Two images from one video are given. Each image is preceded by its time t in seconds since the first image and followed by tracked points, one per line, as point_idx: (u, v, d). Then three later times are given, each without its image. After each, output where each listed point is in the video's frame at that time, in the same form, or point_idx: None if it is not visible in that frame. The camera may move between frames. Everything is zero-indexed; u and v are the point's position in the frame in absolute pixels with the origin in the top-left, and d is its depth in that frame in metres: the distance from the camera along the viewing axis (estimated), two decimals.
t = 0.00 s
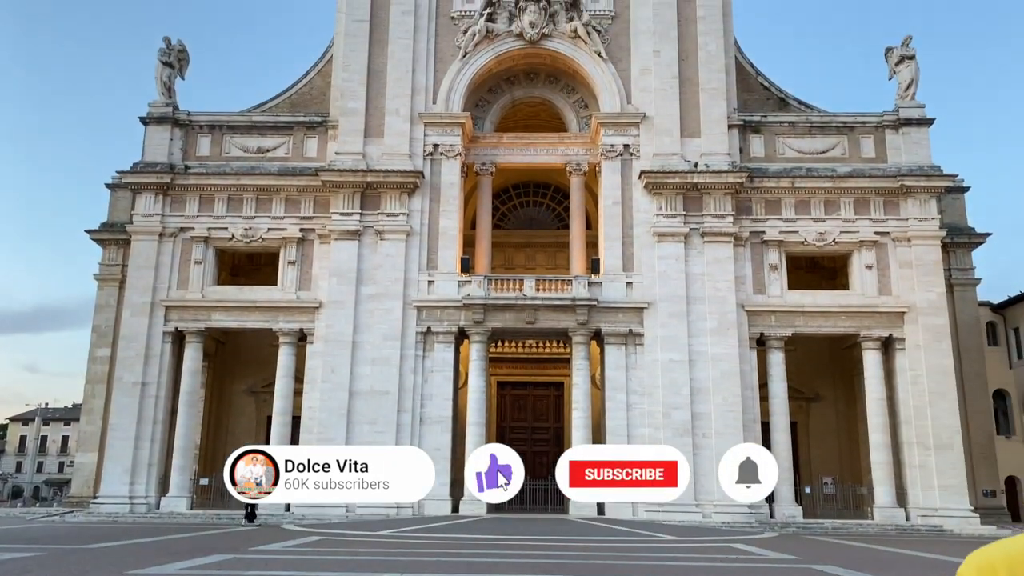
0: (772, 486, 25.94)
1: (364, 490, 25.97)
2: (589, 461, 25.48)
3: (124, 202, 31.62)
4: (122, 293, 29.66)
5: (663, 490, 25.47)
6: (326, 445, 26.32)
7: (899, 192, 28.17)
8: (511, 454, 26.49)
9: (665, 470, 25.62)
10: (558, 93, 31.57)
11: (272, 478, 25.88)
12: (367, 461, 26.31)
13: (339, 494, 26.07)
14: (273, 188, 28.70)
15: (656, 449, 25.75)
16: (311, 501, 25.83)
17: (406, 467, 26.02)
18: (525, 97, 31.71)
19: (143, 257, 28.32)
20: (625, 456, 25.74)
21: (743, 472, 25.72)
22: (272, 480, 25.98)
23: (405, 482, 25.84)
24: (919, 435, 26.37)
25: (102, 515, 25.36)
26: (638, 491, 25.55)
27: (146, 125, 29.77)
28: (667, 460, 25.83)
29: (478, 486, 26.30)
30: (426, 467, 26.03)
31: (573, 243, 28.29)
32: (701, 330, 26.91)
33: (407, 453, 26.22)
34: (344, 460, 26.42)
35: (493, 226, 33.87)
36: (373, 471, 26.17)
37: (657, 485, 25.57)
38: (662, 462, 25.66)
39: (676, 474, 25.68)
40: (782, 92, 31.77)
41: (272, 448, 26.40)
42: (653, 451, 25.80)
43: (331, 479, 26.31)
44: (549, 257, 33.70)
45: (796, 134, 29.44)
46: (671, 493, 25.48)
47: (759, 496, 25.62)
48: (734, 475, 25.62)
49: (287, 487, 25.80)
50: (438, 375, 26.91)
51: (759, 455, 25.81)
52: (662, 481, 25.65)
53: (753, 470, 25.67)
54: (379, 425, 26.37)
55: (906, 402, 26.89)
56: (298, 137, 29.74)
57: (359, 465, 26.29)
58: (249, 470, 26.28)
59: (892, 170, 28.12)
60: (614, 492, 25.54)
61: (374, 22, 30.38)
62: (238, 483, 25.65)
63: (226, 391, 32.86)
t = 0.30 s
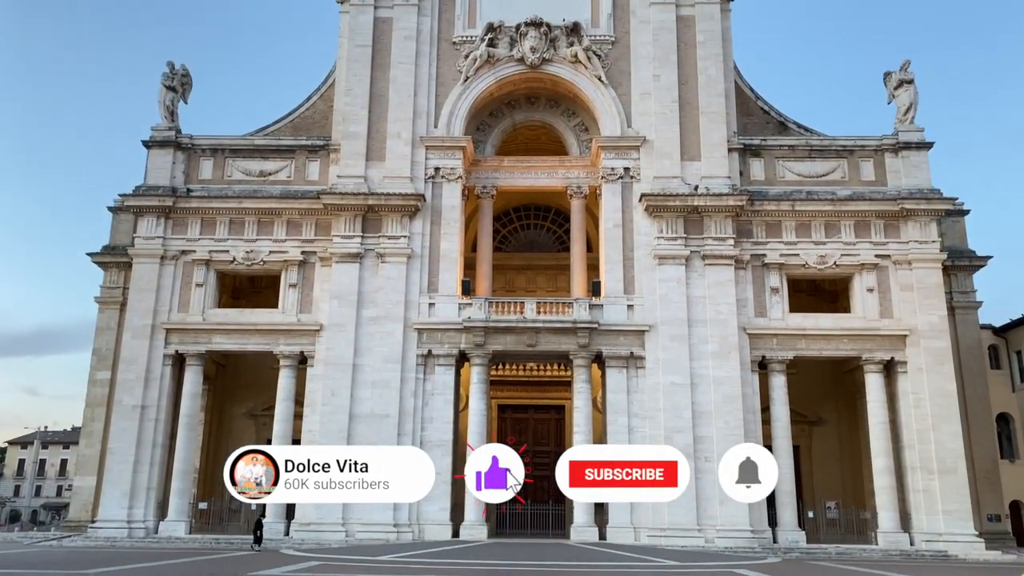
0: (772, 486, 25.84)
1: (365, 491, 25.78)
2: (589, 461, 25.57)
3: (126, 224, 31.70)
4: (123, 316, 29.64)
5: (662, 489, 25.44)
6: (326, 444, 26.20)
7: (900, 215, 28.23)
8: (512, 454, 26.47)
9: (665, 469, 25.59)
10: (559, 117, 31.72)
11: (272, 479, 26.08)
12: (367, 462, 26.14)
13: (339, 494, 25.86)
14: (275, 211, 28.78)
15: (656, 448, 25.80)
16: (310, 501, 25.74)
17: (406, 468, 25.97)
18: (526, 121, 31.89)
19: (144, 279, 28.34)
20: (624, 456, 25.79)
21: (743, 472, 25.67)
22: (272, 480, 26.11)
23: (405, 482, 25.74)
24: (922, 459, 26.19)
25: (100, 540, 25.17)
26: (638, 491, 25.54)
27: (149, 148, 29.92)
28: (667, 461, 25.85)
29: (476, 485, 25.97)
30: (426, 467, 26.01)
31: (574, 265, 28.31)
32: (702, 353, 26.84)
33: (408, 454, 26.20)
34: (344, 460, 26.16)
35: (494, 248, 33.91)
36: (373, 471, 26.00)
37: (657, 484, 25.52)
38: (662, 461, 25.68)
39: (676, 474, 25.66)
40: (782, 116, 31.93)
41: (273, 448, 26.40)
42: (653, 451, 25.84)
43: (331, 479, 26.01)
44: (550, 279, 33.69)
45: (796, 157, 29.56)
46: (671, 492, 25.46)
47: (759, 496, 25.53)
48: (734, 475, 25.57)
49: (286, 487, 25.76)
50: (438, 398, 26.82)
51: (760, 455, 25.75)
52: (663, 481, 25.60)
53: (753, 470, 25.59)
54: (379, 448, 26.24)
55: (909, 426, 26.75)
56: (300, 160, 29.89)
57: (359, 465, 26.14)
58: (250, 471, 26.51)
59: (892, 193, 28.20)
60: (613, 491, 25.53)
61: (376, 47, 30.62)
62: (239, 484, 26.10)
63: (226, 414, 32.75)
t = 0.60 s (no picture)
0: (772, 485, 25.87)
1: (365, 491, 25.88)
2: (589, 460, 25.39)
3: (128, 246, 31.80)
4: (124, 339, 29.61)
5: (663, 488, 25.49)
6: (326, 444, 26.12)
7: (900, 238, 28.29)
8: (512, 455, 26.37)
9: (664, 470, 25.69)
10: (559, 140, 31.88)
11: (271, 478, 25.86)
12: (368, 461, 26.18)
13: (339, 494, 25.87)
14: (276, 233, 28.87)
15: (657, 448, 25.87)
16: (310, 501, 25.74)
17: (406, 468, 26.04)
18: (526, 144, 32.06)
19: (145, 301, 28.38)
20: (625, 456, 25.73)
21: (743, 472, 25.70)
22: (272, 480, 25.86)
23: (405, 482, 25.82)
24: (925, 482, 26.05)
25: (98, 563, 25.03)
26: (638, 490, 25.54)
27: (152, 171, 30.09)
28: (667, 460, 25.92)
29: (477, 484, 25.66)
30: (426, 468, 26.03)
31: (576, 287, 28.33)
32: (703, 375, 26.81)
33: (408, 453, 26.25)
34: (344, 460, 26.13)
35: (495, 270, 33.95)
36: (373, 471, 26.06)
37: (657, 485, 25.58)
38: (662, 461, 25.76)
39: (676, 474, 25.72)
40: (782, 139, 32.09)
41: (272, 448, 26.04)
42: (653, 451, 25.91)
43: (331, 479, 25.96)
44: (551, 301, 33.68)
45: (796, 180, 29.68)
46: (672, 491, 25.53)
47: (759, 496, 25.61)
48: (734, 475, 25.64)
49: (286, 487, 25.60)
50: (439, 420, 26.75)
51: (760, 455, 25.76)
52: (663, 480, 25.68)
53: (753, 470, 25.55)
54: (379, 471, 26.12)
55: (912, 449, 26.63)
56: (303, 182, 30.03)
57: (359, 465, 26.15)
58: (249, 470, 26.21)
59: (892, 216, 28.28)
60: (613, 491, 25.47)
61: (378, 70, 30.87)
62: (239, 484, 25.82)
63: (226, 436, 32.67)
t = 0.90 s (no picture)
0: (773, 485, 25.73)
1: (365, 491, 25.68)
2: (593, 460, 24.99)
3: (130, 268, 31.85)
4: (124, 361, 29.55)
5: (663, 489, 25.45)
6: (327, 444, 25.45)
7: (901, 260, 28.32)
8: (513, 454, 26.00)
9: (663, 470, 25.68)
10: (560, 162, 31.98)
11: (272, 478, 25.19)
12: (367, 461, 25.83)
13: (338, 494, 25.55)
14: (278, 255, 28.92)
15: (657, 448, 25.79)
16: (310, 501, 25.43)
17: (406, 468, 25.94)
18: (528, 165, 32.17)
19: (146, 323, 28.37)
20: (627, 456, 25.50)
21: (743, 472, 25.62)
22: (272, 480, 25.22)
23: (406, 482, 25.75)
24: (930, 506, 25.85)
25: None
26: (637, 490, 25.44)
27: (154, 193, 30.21)
28: (665, 461, 25.89)
29: (476, 484, 25.35)
30: (427, 468, 25.96)
31: (577, 309, 28.32)
32: (705, 397, 26.72)
33: (407, 453, 26.15)
34: (344, 460, 25.57)
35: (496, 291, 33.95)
36: (373, 471, 25.86)
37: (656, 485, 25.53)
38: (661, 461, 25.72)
39: (674, 474, 25.70)
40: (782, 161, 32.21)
41: (272, 448, 25.27)
42: (653, 451, 25.82)
43: (331, 479, 25.46)
44: (552, 323, 33.65)
45: (796, 202, 29.77)
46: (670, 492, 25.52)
47: (759, 496, 25.48)
48: (733, 475, 25.58)
49: (287, 488, 25.07)
50: (439, 442, 26.63)
51: (760, 455, 25.62)
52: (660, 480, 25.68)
53: (753, 470, 25.46)
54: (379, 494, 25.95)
55: (915, 472, 26.48)
56: (304, 205, 30.13)
57: (359, 465, 25.71)
58: (248, 470, 25.45)
59: (892, 238, 28.33)
60: (614, 491, 25.24)
61: (380, 93, 31.08)
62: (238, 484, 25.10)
63: (226, 458, 32.54)
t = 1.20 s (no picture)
0: (773, 484, 25.90)
1: (365, 490, 25.95)
2: (587, 461, 25.47)
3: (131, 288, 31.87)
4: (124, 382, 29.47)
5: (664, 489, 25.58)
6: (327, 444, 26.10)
7: (901, 281, 28.33)
8: (512, 454, 26.22)
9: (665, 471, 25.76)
10: (561, 183, 32.06)
11: (272, 477, 25.67)
12: (367, 461, 26.20)
13: (339, 494, 25.84)
14: (279, 275, 28.95)
15: (658, 449, 25.95)
16: (311, 501, 25.69)
17: (406, 467, 26.21)
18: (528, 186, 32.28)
19: (146, 343, 28.35)
20: (626, 456, 25.79)
21: (743, 472, 25.75)
22: (272, 480, 25.65)
23: (405, 481, 25.95)
24: (934, 529, 25.65)
25: None
26: (636, 491, 25.57)
27: (156, 214, 30.30)
28: (668, 460, 26.01)
29: (477, 484, 25.53)
30: (426, 467, 26.18)
31: (578, 330, 28.29)
32: (706, 419, 26.61)
33: (408, 455, 26.45)
34: (344, 460, 26.09)
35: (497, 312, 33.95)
36: (373, 471, 26.16)
37: (656, 485, 25.61)
38: (662, 462, 25.83)
39: (676, 476, 25.75)
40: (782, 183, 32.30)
41: (273, 448, 25.90)
42: (654, 452, 26.00)
43: (331, 479, 25.90)
44: (553, 343, 33.62)
45: (796, 223, 29.83)
46: (672, 491, 25.66)
47: (759, 496, 25.62)
48: (733, 475, 25.75)
49: (286, 487, 25.50)
50: (439, 464, 26.50)
51: (760, 455, 25.81)
52: (663, 480, 25.81)
53: (753, 470, 25.59)
54: (379, 516, 25.78)
55: (918, 494, 26.32)
56: (305, 226, 30.20)
57: (359, 465, 26.12)
58: (249, 471, 25.89)
59: (893, 259, 28.35)
60: (611, 490, 25.51)
61: (382, 115, 31.25)
62: (239, 484, 25.58)
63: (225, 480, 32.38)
